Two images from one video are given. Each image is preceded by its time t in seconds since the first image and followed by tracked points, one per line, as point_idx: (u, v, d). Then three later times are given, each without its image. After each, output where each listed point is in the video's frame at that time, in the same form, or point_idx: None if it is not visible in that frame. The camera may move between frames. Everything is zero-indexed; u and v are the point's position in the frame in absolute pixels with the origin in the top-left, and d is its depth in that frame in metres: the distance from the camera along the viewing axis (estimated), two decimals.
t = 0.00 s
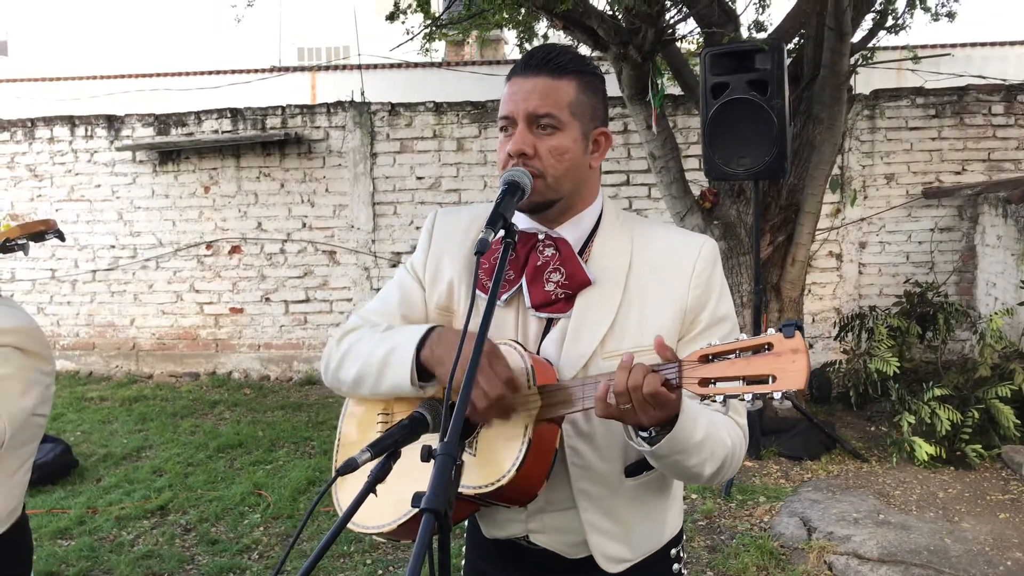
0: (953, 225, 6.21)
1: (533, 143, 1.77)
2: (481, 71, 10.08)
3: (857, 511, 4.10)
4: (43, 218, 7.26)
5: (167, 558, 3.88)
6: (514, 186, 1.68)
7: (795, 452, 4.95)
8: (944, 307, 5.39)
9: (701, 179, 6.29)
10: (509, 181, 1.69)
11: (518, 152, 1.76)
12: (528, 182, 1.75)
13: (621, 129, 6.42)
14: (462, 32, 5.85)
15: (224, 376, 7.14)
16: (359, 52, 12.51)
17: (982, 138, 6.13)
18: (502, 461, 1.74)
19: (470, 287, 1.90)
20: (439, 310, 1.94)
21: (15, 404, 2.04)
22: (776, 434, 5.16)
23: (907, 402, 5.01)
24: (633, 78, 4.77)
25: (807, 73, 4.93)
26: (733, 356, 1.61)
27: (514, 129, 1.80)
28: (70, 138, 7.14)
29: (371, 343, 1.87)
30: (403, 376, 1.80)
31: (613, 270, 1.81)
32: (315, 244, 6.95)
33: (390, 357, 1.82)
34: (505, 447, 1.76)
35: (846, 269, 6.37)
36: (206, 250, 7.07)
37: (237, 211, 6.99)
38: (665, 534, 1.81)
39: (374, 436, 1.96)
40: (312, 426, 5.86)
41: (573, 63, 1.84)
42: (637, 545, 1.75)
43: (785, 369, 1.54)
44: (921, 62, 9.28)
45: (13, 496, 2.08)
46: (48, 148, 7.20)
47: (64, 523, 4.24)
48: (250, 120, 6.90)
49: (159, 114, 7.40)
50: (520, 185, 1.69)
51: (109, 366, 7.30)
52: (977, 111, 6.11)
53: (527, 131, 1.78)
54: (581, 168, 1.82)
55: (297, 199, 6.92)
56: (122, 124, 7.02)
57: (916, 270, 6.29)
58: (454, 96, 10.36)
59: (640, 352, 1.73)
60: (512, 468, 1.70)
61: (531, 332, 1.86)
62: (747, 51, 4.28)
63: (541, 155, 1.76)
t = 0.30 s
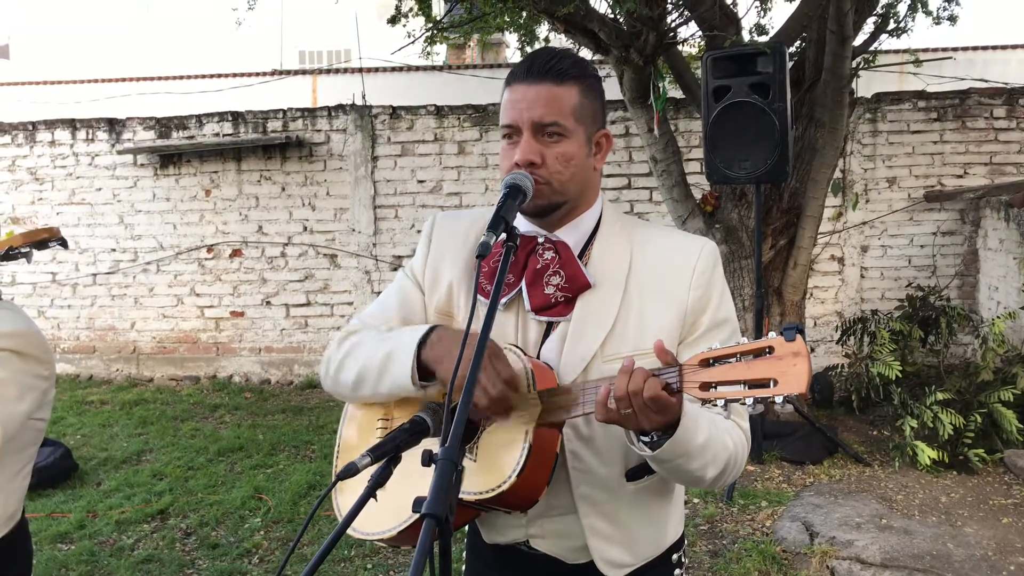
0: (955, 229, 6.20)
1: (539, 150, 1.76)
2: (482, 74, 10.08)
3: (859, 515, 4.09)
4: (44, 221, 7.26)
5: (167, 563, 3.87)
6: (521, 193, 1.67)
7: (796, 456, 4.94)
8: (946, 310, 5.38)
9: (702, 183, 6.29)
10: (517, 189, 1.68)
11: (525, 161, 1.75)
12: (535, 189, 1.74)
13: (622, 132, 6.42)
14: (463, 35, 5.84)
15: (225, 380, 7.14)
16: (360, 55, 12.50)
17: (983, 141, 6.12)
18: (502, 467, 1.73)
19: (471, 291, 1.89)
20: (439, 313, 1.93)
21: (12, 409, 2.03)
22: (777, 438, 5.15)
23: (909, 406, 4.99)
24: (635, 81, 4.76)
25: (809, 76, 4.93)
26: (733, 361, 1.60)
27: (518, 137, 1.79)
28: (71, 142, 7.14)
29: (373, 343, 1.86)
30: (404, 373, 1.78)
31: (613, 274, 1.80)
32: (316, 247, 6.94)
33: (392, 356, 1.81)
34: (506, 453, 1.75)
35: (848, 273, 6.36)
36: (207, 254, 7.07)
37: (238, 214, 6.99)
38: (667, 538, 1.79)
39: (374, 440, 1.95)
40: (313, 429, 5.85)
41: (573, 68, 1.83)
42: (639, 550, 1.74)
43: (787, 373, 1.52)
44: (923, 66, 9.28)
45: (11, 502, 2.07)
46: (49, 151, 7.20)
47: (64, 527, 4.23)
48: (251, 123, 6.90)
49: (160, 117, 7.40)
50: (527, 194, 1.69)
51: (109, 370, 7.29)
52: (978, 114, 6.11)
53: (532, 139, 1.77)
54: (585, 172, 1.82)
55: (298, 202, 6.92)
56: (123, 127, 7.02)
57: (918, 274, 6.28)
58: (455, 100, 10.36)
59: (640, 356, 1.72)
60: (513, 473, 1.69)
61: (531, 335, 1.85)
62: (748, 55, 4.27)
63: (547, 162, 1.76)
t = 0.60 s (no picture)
0: (955, 231, 6.20)
1: (537, 149, 1.76)
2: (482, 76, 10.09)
3: (859, 517, 4.08)
4: (44, 223, 7.26)
5: (166, 564, 3.86)
6: (520, 193, 1.67)
7: (796, 458, 4.94)
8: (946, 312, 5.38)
9: (702, 185, 6.29)
10: (516, 189, 1.68)
11: (523, 159, 1.74)
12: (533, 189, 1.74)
13: (622, 134, 6.42)
14: (463, 37, 5.84)
15: (224, 381, 7.13)
16: (360, 56, 12.51)
17: (983, 143, 6.12)
18: (502, 469, 1.74)
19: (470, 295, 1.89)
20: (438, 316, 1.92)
21: (10, 411, 2.02)
22: (777, 440, 5.14)
23: (909, 408, 4.99)
24: (634, 82, 4.76)
25: (809, 77, 4.93)
26: (734, 363, 1.60)
27: (517, 136, 1.79)
28: (71, 143, 7.14)
29: (376, 353, 1.85)
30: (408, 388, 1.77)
31: (613, 275, 1.80)
32: (315, 248, 6.94)
33: (396, 367, 1.80)
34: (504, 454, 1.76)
35: (847, 274, 6.36)
36: (206, 255, 7.07)
37: (237, 215, 6.99)
38: (666, 539, 1.79)
39: (373, 442, 1.95)
40: (313, 431, 5.84)
41: (572, 67, 1.83)
42: (638, 552, 1.73)
43: (788, 376, 1.52)
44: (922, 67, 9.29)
45: (9, 503, 2.06)
46: (48, 152, 7.20)
47: (63, 528, 4.22)
48: (251, 125, 6.91)
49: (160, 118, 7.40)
50: (526, 193, 1.68)
51: (109, 371, 7.29)
52: (979, 116, 6.11)
53: (531, 137, 1.77)
54: (583, 172, 1.82)
55: (297, 204, 6.91)
56: (123, 128, 7.02)
57: (918, 275, 6.28)
58: (455, 101, 10.37)
59: (639, 356, 1.72)
60: (513, 475, 1.69)
61: (530, 336, 1.85)
62: (748, 56, 4.27)
63: (545, 161, 1.76)
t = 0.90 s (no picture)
0: (953, 231, 6.20)
1: (534, 144, 1.75)
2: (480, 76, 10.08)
3: (857, 517, 4.08)
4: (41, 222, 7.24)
5: (163, 565, 3.85)
6: (516, 190, 1.66)
7: (793, 458, 4.93)
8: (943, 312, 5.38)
9: (700, 185, 6.29)
10: (511, 185, 1.67)
11: (519, 153, 1.74)
12: (528, 184, 1.72)
13: (620, 134, 6.42)
14: (461, 36, 5.83)
15: (222, 382, 7.12)
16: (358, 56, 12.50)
17: (981, 143, 6.13)
18: (499, 469, 1.72)
19: (467, 293, 1.88)
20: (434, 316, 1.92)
21: (5, 410, 2.02)
22: (775, 440, 5.14)
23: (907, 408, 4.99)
24: (632, 82, 4.75)
25: (806, 78, 4.93)
26: (733, 360, 1.59)
27: (514, 130, 1.78)
28: (67, 143, 7.13)
29: (371, 352, 1.85)
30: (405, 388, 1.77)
31: (611, 273, 1.79)
32: (313, 248, 6.93)
33: (391, 366, 1.80)
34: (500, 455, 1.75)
35: (845, 275, 6.36)
36: (204, 255, 7.06)
37: (235, 215, 6.98)
38: (662, 539, 1.78)
39: (368, 442, 1.94)
40: (310, 431, 5.84)
41: (570, 65, 1.83)
42: (634, 552, 1.73)
43: (786, 373, 1.51)
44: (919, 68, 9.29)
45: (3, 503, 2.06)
46: (45, 152, 7.18)
47: (59, 529, 4.21)
48: (248, 124, 6.90)
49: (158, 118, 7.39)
50: (521, 189, 1.67)
51: (106, 371, 7.28)
52: (976, 116, 6.11)
53: (527, 132, 1.76)
54: (579, 169, 1.81)
55: (295, 204, 6.91)
56: (120, 128, 7.00)
57: (916, 276, 6.28)
58: (453, 101, 10.37)
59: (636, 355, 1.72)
60: (509, 474, 1.68)
61: (527, 335, 1.84)
62: (745, 56, 4.27)
63: (541, 156, 1.75)
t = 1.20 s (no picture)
0: (950, 231, 6.21)
1: (530, 140, 1.75)
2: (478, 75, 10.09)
3: (854, 517, 4.08)
4: (38, 222, 7.24)
5: (160, 565, 3.85)
6: (512, 189, 1.67)
7: (791, 457, 4.94)
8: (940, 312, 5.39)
9: (697, 185, 6.29)
10: (507, 184, 1.68)
11: (515, 149, 1.74)
12: (524, 182, 1.72)
13: (617, 134, 6.42)
14: (458, 36, 5.83)
15: (219, 381, 7.12)
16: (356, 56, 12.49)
17: (978, 143, 6.13)
18: (494, 468, 1.72)
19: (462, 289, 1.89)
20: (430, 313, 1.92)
21: (3, 409, 2.02)
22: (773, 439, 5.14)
23: (904, 408, 5.00)
24: (630, 82, 4.75)
25: (804, 77, 4.94)
26: (729, 359, 1.59)
27: (510, 127, 1.79)
28: (65, 142, 7.13)
29: (366, 350, 1.84)
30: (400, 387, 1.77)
31: (607, 273, 1.80)
32: (311, 248, 6.93)
33: (387, 364, 1.79)
34: (496, 455, 1.74)
35: (843, 274, 6.37)
36: (201, 255, 7.06)
37: (232, 215, 6.98)
38: (657, 539, 1.79)
39: (363, 442, 1.94)
40: (308, 431, 5.84)
41: (567, 63, 1.83)
42: (630, 551, 1.73)
43: (783, 371, 1.51)
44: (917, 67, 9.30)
45: None
46: (43, 151, 7.18)
47: (56, 529, 4.21)
48: (246, 124, 6.89)
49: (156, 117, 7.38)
50: (517, 187, 1.68)
51: (103, 371, 7.28)
52: (973, 116, 6.11)
53: (523, 128, 1.76)
54: (575, 167, 1.81)
55: (292, 203, 6.90)
56: (117, 127, 7.00)
57: (913, 275, 6.29)
58: (452, 100, 10.37)
59: (631, 355, 1.72)
60: (505, 473, 1.68)
61: (523, 334, 1.85)
62: (743, 56, 4.27)
63: (537, 152, 1.74)
